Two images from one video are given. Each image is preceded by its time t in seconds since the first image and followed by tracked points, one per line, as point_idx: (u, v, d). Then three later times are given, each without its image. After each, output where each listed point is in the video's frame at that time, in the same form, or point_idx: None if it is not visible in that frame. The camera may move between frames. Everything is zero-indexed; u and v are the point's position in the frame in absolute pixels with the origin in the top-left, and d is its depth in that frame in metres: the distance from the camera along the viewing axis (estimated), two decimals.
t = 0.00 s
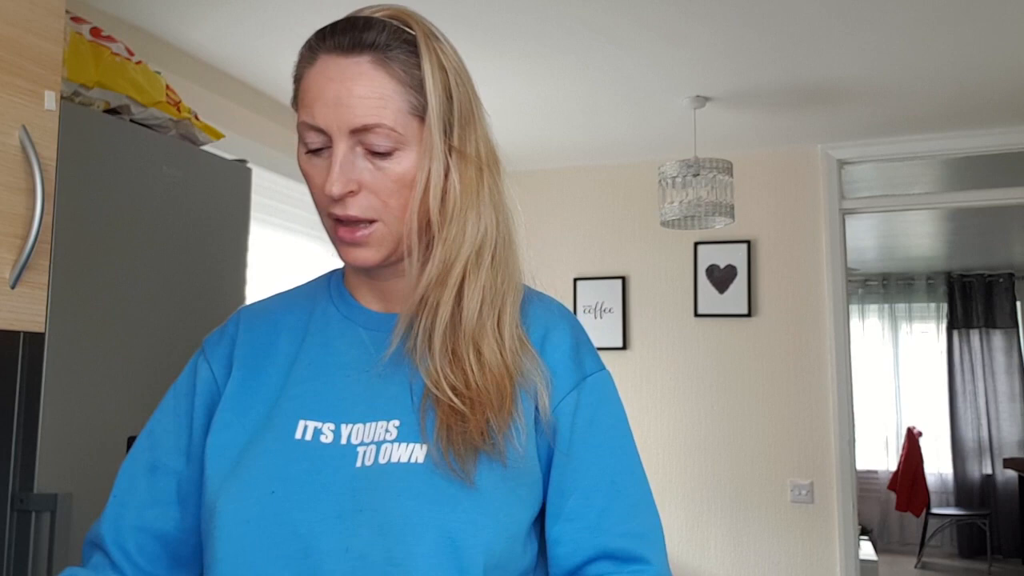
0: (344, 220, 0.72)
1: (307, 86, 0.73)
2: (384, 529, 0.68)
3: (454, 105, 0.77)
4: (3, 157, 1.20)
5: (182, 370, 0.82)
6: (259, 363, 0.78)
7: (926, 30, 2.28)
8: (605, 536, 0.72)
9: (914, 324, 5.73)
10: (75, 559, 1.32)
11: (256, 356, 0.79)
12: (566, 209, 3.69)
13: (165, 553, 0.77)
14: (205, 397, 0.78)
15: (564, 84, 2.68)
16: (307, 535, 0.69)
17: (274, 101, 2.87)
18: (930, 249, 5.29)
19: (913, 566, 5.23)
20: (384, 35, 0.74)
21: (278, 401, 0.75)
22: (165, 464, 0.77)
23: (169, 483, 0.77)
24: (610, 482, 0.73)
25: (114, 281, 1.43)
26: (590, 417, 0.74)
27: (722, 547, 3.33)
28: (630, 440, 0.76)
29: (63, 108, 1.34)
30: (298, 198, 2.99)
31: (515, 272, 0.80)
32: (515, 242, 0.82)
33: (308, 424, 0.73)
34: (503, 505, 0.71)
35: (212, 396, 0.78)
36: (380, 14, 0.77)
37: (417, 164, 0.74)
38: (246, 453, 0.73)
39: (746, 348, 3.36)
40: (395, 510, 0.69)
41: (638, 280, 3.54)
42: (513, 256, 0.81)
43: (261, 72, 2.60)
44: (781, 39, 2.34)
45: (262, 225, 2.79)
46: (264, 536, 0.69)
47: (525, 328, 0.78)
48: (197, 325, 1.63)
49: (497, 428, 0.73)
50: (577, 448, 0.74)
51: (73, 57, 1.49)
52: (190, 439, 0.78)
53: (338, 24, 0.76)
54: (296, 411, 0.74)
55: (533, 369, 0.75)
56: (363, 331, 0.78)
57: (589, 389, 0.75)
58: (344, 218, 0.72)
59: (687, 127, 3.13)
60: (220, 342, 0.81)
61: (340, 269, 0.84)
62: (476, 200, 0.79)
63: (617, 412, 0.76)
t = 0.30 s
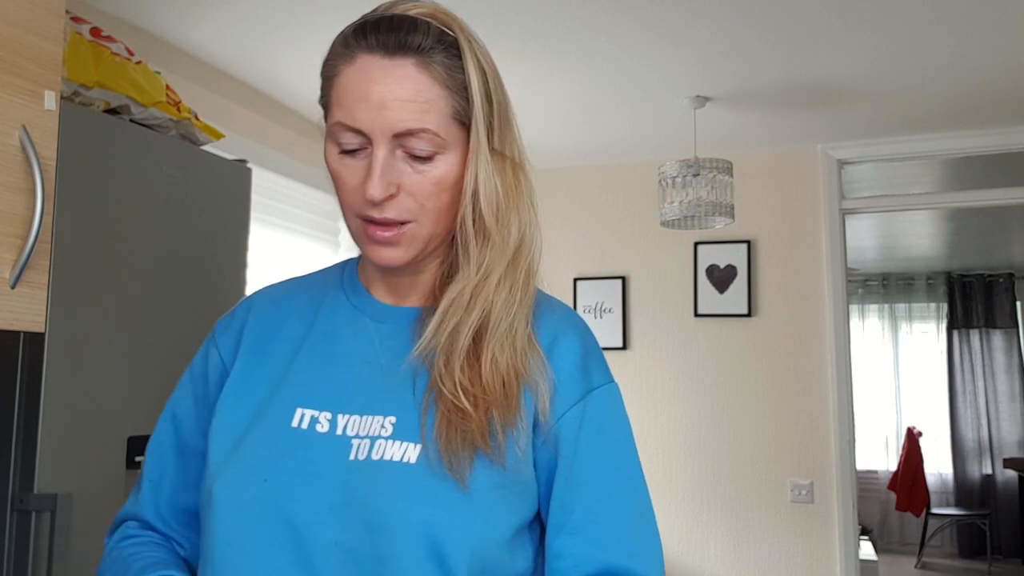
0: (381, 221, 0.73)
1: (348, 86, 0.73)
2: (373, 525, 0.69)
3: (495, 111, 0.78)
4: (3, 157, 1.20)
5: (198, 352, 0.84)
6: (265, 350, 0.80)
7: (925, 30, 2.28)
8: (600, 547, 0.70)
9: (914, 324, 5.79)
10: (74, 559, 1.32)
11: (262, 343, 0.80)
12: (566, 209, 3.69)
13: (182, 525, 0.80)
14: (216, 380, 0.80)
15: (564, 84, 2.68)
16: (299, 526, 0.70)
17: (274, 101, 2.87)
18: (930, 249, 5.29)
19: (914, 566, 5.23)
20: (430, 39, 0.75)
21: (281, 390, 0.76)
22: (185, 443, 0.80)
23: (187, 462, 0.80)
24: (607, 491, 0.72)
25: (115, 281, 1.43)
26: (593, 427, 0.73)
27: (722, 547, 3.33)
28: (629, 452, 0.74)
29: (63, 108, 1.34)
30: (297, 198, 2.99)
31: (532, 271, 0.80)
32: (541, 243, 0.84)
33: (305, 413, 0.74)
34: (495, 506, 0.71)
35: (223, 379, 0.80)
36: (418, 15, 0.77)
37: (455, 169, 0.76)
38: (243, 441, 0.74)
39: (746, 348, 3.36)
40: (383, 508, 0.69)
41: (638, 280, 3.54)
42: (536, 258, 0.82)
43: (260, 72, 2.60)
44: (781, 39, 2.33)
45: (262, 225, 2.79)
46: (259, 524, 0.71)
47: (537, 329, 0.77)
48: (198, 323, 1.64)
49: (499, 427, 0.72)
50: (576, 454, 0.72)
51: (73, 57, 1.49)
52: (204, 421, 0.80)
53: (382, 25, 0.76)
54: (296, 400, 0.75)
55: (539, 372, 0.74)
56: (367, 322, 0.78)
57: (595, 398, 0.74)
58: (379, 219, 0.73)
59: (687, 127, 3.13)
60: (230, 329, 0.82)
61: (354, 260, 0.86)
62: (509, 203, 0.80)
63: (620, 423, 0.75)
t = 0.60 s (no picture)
0: (404, 213, 0.73)
1: (381, 77, 0.73)
2: (391, 526, 0.69)
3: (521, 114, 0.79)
4: (3, 158, 1.20)
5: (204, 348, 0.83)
6: (275, 349, 0.79)
7: (925, 30, 2.28)
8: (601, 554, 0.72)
9: (914, 324, 5.77)
10: (74, 558, 1.32)
11: (273, 340, 0.80)
12: (566, 209, 3.69)
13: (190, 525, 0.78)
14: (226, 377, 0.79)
15: (564, 83, 2.68)
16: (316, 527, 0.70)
17: (274, 101, 2.87)
18: (930, 249, 5.29)
19: (914, 566, 5.23)
20: (464, 38, 0.76)
21: (291, 389, 0.76)
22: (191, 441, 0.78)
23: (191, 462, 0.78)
24: (612, 498, 0.73)
25: (115, 280, 1.43)
26: (604, 434, 0.74)
27: (722, 547, 3.33)
28: (637, 459, 0.76)
29: (63, 108, 1.34)
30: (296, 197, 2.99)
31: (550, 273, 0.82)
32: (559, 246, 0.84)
33: (321, 412, 0.74)
34: (512, 510, 0.72)
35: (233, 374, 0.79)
36: (456, 15, 0.78)
37: (480, 168, 0.76)
38: (255, 441, 0.73)
39: (746, 347, 3.36)
40: (401, 509, 0.69)
41: (638, 280, 3.54)
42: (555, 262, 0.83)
43: (260, 72, 2.60)
44: (780, 39, 2.33)
45: (262, 225, 2.79)
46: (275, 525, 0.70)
47: (555, 332, 0.78)
48: (198, 323, 1.64)
49: (518, 426, 0.73)
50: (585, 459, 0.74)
51: (73, 57, 1.49)
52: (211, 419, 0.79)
53: (419, 21, 0.76)
54: (308, 399, 0.75)
55: (557, 376, 0.75)
56: (381, 322, 0.78)
57: (609, 404, 0.75)
58: (402, 213, 0.73)
59: (687, 127, 3.13)
60: (240, 327, 0.81)
61: (364, 260, 0.85)
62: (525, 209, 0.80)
63: (630, 430, 0.76)
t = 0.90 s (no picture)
0: (428, 192, 0.76)
1: (422, 57, 0.78)
2: (403, 531, 0.70)
3: (550, 127, 0.83)
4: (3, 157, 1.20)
5: (199, 344, 0.82)
6: (278, 348, 0.78)
7: (924, 30, 2.28)
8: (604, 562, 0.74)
9: (914, 324, 5.77)
10: (74, 558, 1.32)
11: (276, 338, 0.79)
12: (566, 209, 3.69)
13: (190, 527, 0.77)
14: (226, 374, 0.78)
15: (564, 83, 2.68)
16: (328, 529, 0.70)
17: (274, 101, 2.87)
18: (930, 249, 5.29)
19: (914, 566, 5.23)
20: (508, 37, 0.80)
21: (298, 390, 0.76)
22: (192, 441, 0.77)
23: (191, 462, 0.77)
24: (614, 508, 0.76)
25: (115, 280, 1.43)
26: (610, 443, 0.77)
27: (722, 547, 3.33)
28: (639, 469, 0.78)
29: (62, 107, 1.34)
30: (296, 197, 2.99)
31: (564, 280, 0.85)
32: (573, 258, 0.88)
33: (330, 414, 0.74)
34: (524, 516, 0.73)
35: (232, 370, 0.78)
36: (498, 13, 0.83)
37: (502, 163, 0.80)
38: (262, 441, 0.73)
39: (746, 348, 3.36)
40: (415, 514, 0.70)
41: (638, 280, 3.54)
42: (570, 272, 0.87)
43: (260, 72, 2.60)
44: (780, 39, 2.34)
45: (262, 225, 2.79)
46: (285, 527, 0.69)
47: (569, 334, 0.82)
48: (198, 323, 1.64)
49: (539, 432, 0.75)
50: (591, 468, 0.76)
51: (73, 57, 1.49)
52: (211, 417, 0.78)
53: (461, 12, 0.81)
54: (317, 401, 0.75)
55: (572, 379, 0.78)
56: (390, 325, 0.79)
57: (616, 412, 0.78)
58: (425, 189, 0.76)
59: (688, 127, 3.13)
60: (239, 323, 0.80)
61: (368, 260, 0.85)
62: (554, 220, 0.86)
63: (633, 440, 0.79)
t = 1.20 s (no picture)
0: (438, 196, 0.76)
1: (426, 61, 0.77)
2: (411, 533, 0.70)
3: (560, 125, 0.83)
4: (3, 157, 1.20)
5: (202, 326, 0.81)
6: (284, 340, 0.78)
7: (925, 30, 2.28)
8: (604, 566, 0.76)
9: (914, 324, 5.78)
10: (73, 558, 1.32)
11: (281, 330, 0.78)
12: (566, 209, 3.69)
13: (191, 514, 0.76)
14: (230, 362, 0.78)
15: (564, 83, 2.68)
16: (336, 528, 0.70)
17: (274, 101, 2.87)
18: (929, 249, 5.29)
19: (913, 566, 5.24)
20: (516, 37, 0.80)
21: (306, 385, 0.75)
22: (196, 430, 0.77)
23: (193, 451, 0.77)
24: (616, 511, 0.77)
25: (115, 281, 1.43)
26: (617, 449, 0.78)
27: (722, 547, 3.33)
28: (642, 475, 0.80)
29: (62, 107, 1.34)
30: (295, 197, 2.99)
31: (574, 280, 0.85)
32: (583, 256, 0.88)
33: (338, 412, 0.74)
34: (531, 522, 0.74)
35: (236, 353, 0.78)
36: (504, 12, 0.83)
37: (513, 164, 0.80)
38: (268, 437, 0.72)
39: (746, 347, 3.36)
40: (423, 515, 0.71)
41: (638, 280, 3.54)
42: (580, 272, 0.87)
43: (260, 72, 2.60)
44: (781, 39, 2.33)
45: (261, 225, 2.79)
46: (291, 524, 0.70)
47: (578, 339, 0.82)
48: (197, 322, 1.64)
49: (549, 438, 0.76)
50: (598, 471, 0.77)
51: (73, 57, 1.49)
52: (216, 407, 0.77)
53: (467, 12, 0.81)
54: (326, 398, 0.74)
55: (582, 384, 0.79)
56: (400, 325, 0.78)
57: (623, 416, 0.80)
58: (436, 194, 0.76)
59: (688, 127, 3.13)
60: (243, 314, 0.79)
61: (378, 254, 0.85)
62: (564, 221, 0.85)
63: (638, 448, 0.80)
